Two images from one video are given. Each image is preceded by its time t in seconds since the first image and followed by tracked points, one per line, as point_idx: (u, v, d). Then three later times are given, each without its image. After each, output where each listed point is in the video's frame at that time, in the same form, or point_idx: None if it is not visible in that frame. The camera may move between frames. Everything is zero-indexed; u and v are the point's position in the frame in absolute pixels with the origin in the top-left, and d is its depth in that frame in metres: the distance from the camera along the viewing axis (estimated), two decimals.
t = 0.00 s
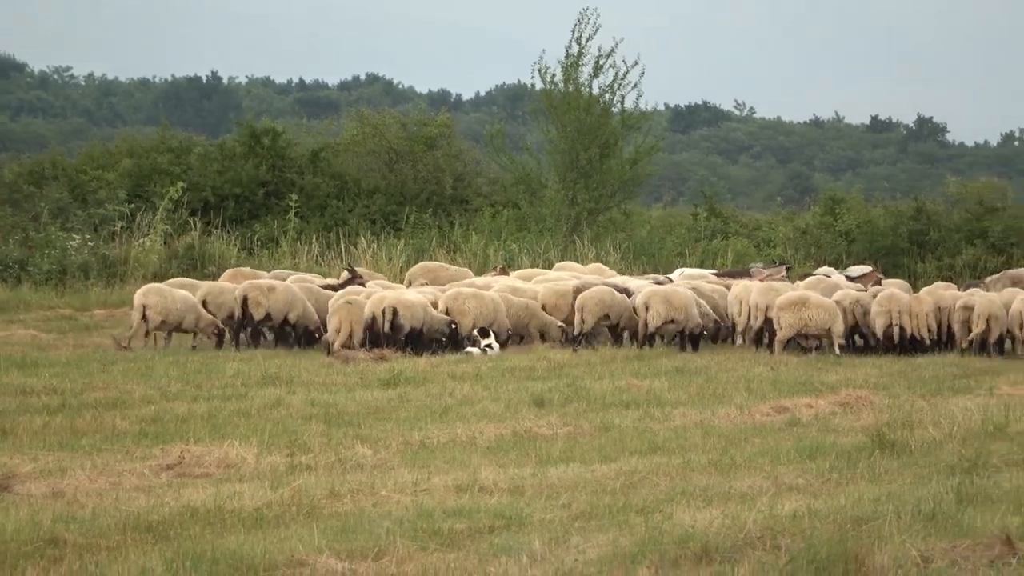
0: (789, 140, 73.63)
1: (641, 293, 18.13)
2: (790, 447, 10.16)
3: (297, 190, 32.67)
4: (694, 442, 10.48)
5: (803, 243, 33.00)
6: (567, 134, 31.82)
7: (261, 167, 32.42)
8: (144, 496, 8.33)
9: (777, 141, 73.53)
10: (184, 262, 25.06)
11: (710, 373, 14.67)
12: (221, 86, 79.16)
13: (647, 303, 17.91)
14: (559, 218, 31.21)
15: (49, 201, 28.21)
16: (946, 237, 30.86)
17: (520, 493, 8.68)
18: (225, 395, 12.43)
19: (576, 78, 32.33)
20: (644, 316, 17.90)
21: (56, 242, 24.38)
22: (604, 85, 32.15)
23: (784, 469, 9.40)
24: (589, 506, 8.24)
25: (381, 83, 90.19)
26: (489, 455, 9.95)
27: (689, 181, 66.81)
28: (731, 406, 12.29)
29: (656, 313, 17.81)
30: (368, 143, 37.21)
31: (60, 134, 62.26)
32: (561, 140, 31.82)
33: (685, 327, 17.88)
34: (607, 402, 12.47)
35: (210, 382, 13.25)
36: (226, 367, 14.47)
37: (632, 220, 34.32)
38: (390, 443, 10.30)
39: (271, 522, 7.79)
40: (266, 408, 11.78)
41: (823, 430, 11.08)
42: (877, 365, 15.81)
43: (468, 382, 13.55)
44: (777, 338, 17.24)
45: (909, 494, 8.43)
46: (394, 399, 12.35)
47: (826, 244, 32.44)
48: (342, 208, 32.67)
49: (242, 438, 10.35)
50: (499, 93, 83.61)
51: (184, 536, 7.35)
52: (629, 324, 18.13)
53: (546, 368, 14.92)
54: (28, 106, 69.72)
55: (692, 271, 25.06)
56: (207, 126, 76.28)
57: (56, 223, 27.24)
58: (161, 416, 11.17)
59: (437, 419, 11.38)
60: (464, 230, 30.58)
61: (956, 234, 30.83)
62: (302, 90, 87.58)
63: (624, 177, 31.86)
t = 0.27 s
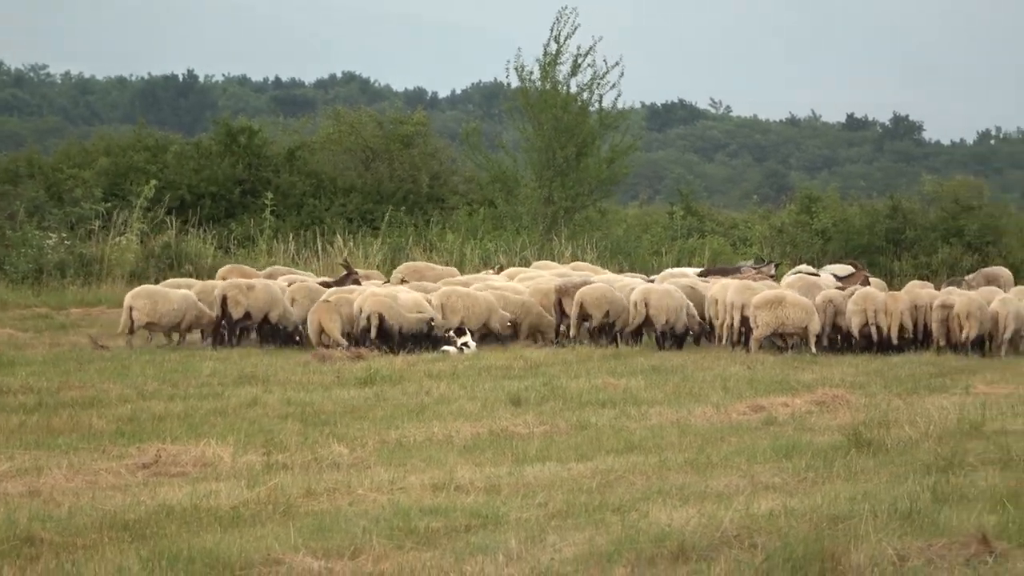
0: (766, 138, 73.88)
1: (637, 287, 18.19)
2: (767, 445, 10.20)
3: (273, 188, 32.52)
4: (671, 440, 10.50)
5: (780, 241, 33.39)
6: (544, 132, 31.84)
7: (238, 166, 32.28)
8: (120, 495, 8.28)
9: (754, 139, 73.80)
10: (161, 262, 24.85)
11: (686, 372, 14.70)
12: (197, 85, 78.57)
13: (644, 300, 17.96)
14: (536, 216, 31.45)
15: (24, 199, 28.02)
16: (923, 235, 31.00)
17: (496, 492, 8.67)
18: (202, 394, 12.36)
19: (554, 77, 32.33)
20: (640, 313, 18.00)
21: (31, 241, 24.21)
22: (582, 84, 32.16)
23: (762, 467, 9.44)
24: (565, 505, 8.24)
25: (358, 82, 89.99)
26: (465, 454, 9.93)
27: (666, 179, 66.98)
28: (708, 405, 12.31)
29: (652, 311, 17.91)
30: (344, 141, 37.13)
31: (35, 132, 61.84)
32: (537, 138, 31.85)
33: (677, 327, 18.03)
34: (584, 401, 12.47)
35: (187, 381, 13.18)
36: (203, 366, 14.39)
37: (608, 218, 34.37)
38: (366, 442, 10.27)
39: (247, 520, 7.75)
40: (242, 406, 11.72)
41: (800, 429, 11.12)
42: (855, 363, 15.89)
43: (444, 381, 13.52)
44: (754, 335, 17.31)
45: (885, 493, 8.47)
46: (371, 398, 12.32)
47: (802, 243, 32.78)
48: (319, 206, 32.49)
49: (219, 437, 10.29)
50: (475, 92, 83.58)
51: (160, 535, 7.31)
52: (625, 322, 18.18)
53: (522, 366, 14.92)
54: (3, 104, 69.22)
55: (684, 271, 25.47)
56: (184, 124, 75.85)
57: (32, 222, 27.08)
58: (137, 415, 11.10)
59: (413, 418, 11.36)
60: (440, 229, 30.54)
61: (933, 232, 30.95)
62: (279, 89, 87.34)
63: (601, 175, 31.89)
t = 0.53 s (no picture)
0: (743, 138, 74.14)
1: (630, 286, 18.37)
2: (743, 445, 10.22)
3: (250, 188, 32.39)
4: (647, 440, 10.51)
5: (756, 241, 33.61)
6: (520, 133, 31.87)
7: (215, 166, 32.14)
8: (96, 495, 8.23)
9: (731, 140, 74.06)
10: (138, 262, 24.65)
11: (663, 371, 14.74)
12: (174, 85, 78.19)
13: (635, 299, 18.16)
14: (512, 216, 31.43)
15: None
16: (899, 235, 31.16)
17: (472, 491, 8.66)
18: (179, 394, 12.30)
19: (530, 76, 32.32)
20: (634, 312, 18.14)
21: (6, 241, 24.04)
22: (558, 84, 32.19)
23: (738, 467, 9.46)
24: (541, 505, 8.23)
25: (335, 81, 89.74)
26: (441, 454, 9.91)
27: (643, 180, 67.13)
28: (684, 404, 12.34)
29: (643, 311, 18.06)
30: (321, 141, 37.05)
31: (10, 132, 61.38)
32: (514, 138, 31.88)
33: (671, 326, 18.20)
34: (560, 400, 12.48)
35: (163, 381, 13.11)
36: (179, 366, 14.32)
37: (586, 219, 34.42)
38: (342, 442, 10.24)
39: (223, 520, 7.71)
40: (218, 406, 11.67)
41: (776, 428, 11.16)
42: (831, 363, 15.96)
43: (421, 381, 13.50)
44: (730, 336, 17.37)
45: (861, 493, 8.51)
46: (348, 398, 12.29)
47: (778, 242, 33.03)
48: (296, 206, 32.38)
49: (195, 437, 10.24)
50: (452, 92, 83.52)
51: (136, 534, 7.27)
52: (622, 321, 18.35)
53: (499, 366, 14.91)
54: None
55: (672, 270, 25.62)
56: (161, 124, 75.43)
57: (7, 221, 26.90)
58: (113, 415, 11.03)
59: (390, 418, 11.33)
60: (416, 228, 30.49)
61: (910, 232, 31.10)
62: (255, 89, 87.00)
63: (578, 175, 31.93)
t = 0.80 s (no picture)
0: (718, 138, 74.38)
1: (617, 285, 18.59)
2: (719, 445, 10.25)
3: (225, 188, 32.23)
4: (623, 440, 10.52)
5: (732, 241, 33.74)
6: (495, 133, 31.84)
7: (190, 166, 31.97)
8: (71, 496, 8.16)
9: (706, 140, 74.30)
10: (113, 262, 24.45)
11: (639, 371, 14.76)
12: (149, 86, 77.77)
13: (623, 298, 18.24)
14: (487, 216, 31.38)
15: None
16: (875, 235, 31.32)
17: (448, 492, 8.64)
18: (154, 395, 12.23)
19: (504, 76, 32.28)
20: (624, 311, 18.24)
21: None
22: (532, 83, 32.18)
23: (713, 467, 9.49)
24: (517, 505, 8.23)
25: (310, 82, 89.48)
26: (417, 454, 9.88)
27: (618, 179, 67.25)
28: (660, 404, 12.36)
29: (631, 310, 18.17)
30: (296, 141, 36.93)
31: None
32: (488, 138, 31.84)
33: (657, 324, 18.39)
34: (536, 400, 12.48)
35: (139, 382, 13.04)
36: (155, 366, 14.23)
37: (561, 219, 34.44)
38: (318, 442, 10.20)
39: (200, 521, 7.66)
40: (194, 407, 11.60)
41: (752, 428, 11.19)
42: (806, 363, 16.02)
43: (397, 381, 13.45)
44: (705, 336, 17.38)
45: (836, 492, 8.55)
46: (323, 398, 12.24)
47: (754, 242, 33.21)
48: (271, 206, 32.25)
49: (171, 437, 10.18)
50: (428, 92, 83.41)
51: (111, 535, 7.22)
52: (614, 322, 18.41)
53: (475, 366, 14.89)
54: None
55: (659, 270, 25.71)
56: (136, 125, 74.97)
57: None
58: (89, 416, 10.95)
59: (366, 418, 11.30)
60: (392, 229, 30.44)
61: (885, 232, 31.25)
62: (230, 89, 86.63)
63: (554, 175, 31.95)
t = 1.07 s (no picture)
0: (693, 139, 74.59)
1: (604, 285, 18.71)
2: (693, 446, 10.26)
3: (200, 190, 32.06)
4: (597, 441, 10.52)
5: (706, 242, 33.84)
6: (468, 134, 31.82)
7: (164, 167, 31.81)
8: (45, 497, 8.10)
9: (681, 141, 74.51)
10: (88, 263, 24.40)
11: (614, 373, 14.78)
12: (123, 87, 77.27)
13: (611, 301, 18.38)
14: (461, 216, 31.26)
15: None
16: (849, 236, 31.47)
17: (422, 493, 8.62)
18: (129, 396, 12.15)
19: (477, 77, 32.25)
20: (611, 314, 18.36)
21: None
22: (505, 84, 32.17)
23: (688, 468, 9.51)
24: (491, 506, 8.21)
25: (285, 83, 89.16)
26: (391, 455, 9.85)
27: (593, 181, 67.32)
28: (634, 406, 12.38)
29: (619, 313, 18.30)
30: (270, 143, 36.83)
31: None
32: (462, 139, 31.81)
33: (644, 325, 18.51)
34: (510, 401, 12.48)
35: (113, 382, 12.95)
36: (129, 367, 14.14)
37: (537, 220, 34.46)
38: (292, 443, 10.16)
39: (174, 522, 7.62)
40: (168, 408, 11.53)
41: (726, 430, 11.22)
42: (781, 365, 16.08)
43: (371, 382, 13.41)
44: (680, 337, 17.43)
45: (810, 494, 8.58)
46: (298, 399, 12.19)
47: (729, 244, 33.33)
48: (246, 207, 32.10)
49: (145, 438, 10.12)
50: (403, 93, 83.27)
51: (85, 536, 7.17)
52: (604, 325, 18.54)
53: (449, 367, 14.86)
54: None
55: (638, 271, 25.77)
56: (110, 126, 74.43)
57: None
58: (63, 416, 10.87)
59: (340, 419, 11.26)
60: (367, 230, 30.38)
61: (859, 233, 31.41)
62: (205, 91, 86.18)
63: (528, 176, 31.96)
